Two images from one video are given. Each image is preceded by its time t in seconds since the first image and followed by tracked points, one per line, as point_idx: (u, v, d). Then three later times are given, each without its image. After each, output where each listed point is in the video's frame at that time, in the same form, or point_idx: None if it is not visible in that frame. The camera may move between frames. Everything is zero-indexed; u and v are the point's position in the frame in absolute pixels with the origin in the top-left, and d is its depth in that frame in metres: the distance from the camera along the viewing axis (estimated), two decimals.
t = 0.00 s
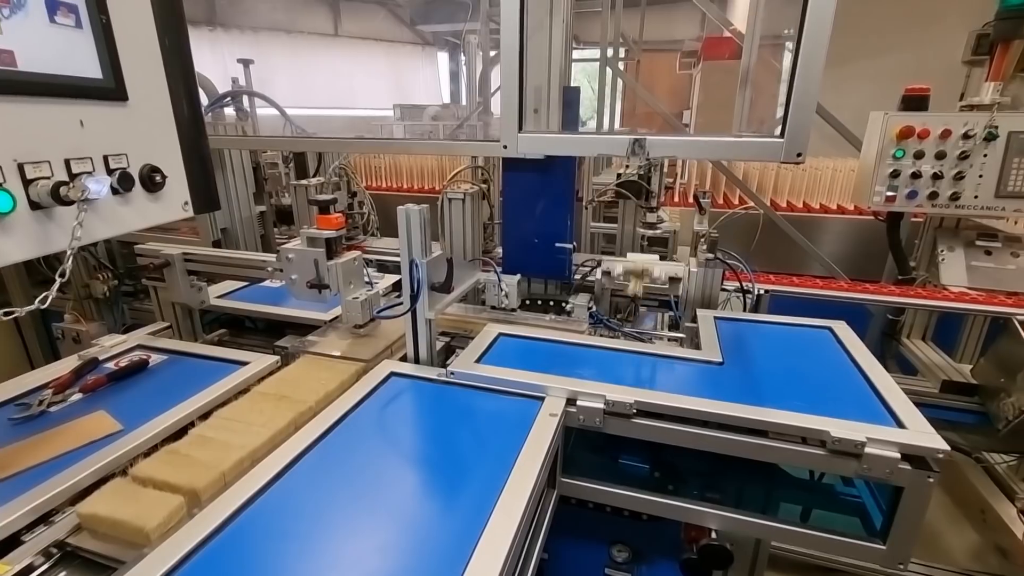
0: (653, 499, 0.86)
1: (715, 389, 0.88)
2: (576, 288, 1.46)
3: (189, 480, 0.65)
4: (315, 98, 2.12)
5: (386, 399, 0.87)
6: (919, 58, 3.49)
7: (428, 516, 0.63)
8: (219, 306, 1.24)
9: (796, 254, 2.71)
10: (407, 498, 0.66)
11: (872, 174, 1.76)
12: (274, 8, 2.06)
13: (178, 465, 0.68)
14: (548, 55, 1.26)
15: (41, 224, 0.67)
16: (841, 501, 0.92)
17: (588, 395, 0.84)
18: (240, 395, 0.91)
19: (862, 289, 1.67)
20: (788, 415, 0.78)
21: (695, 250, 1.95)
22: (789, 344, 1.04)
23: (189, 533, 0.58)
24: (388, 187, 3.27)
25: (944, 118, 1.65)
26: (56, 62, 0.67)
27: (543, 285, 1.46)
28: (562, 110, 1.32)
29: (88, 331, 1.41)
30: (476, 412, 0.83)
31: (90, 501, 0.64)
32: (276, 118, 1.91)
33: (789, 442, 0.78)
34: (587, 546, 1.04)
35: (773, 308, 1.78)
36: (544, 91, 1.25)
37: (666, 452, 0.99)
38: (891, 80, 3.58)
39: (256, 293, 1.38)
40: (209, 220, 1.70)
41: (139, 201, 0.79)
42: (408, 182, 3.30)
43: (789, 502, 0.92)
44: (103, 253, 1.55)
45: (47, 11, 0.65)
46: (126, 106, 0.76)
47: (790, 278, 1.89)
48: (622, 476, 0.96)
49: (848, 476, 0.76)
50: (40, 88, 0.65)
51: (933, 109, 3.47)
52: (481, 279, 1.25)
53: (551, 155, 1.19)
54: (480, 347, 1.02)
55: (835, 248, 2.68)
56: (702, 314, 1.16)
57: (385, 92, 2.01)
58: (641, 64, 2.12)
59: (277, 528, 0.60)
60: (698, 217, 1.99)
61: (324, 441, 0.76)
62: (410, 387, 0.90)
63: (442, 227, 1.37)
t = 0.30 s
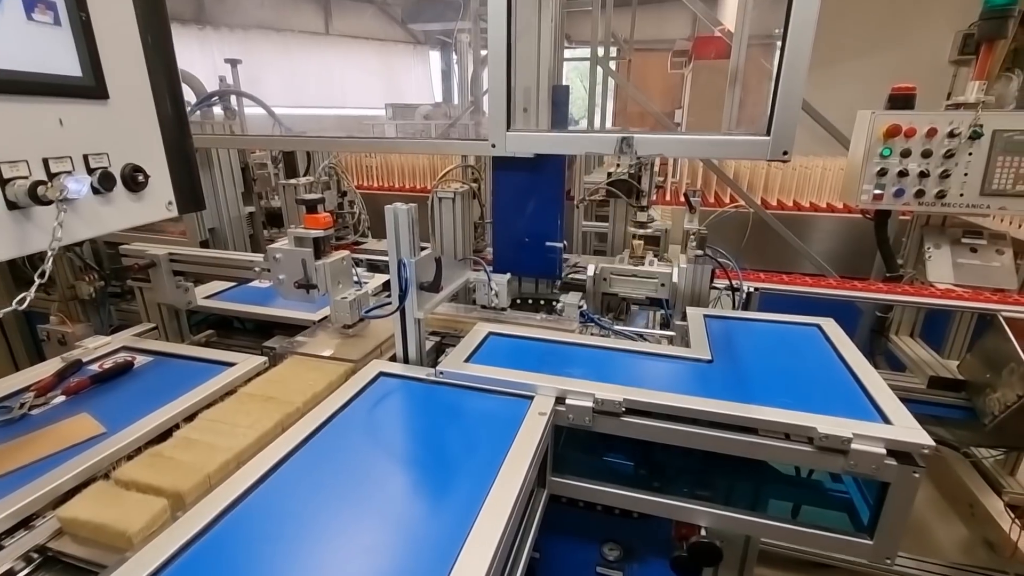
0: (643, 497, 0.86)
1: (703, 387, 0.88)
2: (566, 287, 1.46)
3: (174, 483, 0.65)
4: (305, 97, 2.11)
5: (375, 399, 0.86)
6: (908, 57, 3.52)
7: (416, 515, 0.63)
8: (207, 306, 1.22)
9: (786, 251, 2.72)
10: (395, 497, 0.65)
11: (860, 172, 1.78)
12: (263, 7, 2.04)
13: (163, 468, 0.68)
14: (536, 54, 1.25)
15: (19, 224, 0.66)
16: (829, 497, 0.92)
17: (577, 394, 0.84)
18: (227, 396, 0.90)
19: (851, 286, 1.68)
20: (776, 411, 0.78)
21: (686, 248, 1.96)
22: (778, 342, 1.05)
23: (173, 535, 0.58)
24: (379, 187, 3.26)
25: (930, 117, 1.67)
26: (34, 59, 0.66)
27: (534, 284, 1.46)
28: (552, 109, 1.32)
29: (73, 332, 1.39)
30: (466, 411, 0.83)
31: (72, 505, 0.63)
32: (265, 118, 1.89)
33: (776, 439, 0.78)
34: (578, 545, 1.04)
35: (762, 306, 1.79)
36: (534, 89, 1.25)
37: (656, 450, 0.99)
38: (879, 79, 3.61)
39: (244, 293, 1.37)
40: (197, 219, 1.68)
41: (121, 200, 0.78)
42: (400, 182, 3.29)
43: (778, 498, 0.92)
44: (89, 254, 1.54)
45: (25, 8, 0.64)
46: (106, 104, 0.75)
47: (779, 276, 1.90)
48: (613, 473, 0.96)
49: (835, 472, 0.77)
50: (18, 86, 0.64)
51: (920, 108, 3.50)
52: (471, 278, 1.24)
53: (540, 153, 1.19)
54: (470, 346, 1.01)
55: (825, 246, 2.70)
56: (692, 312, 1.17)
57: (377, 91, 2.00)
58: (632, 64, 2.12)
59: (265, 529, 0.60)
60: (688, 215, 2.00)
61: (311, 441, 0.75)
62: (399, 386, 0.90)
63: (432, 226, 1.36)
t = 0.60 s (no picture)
0: (638, 495, 0.86)
1: (699, 384, 0.88)
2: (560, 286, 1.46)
3: (163, 484, 0.64)
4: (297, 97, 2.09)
5: (369, 398, 0.86)
6: (900, 58, 3.54)
7: (411, 514, 0.62)
8: (198, 306, 1.21)
9: (780, 251, 2.73)
10: (390, 497, 0.65)
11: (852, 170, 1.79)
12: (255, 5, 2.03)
13: (152, 469, 0.67)
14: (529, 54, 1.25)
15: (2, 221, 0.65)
16: (824, 493, 0.93)
17: (572, 392, 0.83)
18: (218, 396, 0.89)
19: (844, 283, 1.69)
20: (771, 408, 0.78)
21: (680, 247, 1.96)
22: (772, 339, 1.05)
23: (163, 538, 0.57)
24: (372, 186, 3.25)
25: (922, 115, 1.68)
26: (18, 54, 0.64)
27: (528, 283, 1.47)
28: (546, 107, 1.31)
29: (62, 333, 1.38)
30: (461, 409, 0.82)
31: (58, 507, 0.62)
32: (257, 117, 1.87)
33: (772, 435, 0.78)
34: (573, 543, 1.04)
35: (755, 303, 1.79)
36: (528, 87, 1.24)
37: (651, 448, 0.99)
38: (871, 80, 3.64)
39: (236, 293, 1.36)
40: (188, 219, 1.67)
41: (108, 198, 0.77)
42: (393, 181, 3.28)
43: (773, 495, 0.92)
44: (78, 254, 1.52)
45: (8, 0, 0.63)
46: (93, 100, 0.74)
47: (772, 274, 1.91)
48: (609, 471, 0.96)
49: (830, 468, 0.77)
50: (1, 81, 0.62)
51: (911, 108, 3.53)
52: (465, 277, 1.24)
53: (533, 151, 1.18)
54: (464, 345, 1.01)
55: (817, 245, 2.72)
56: (686, 310, 1.17)
57: (371, 91, 2.00)
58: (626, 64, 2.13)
59: (257, 530, 0.59)
60: (682, 214, 2.00)
61: (305, 441, 0.74)
62: (394, 386, 0.89)
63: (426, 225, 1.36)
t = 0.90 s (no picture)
0: (631, 498, 0.87)
1: (691, 388, 0.89)
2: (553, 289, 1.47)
3: (159, 492, 0.64)
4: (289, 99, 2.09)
5: (364, 403, 0.86)
6: (889, 59, 3.58)
7: (407, 520, 0.62)
8: (191, 311, 1.21)
9: (771, 253, 2.76)
10: (385, 501, 0.65)
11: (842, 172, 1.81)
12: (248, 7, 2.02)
13: (147, 477, 0.67)
14: (522, 58, 1.25)
15: None
16: (814, 494, 0.94)
17: (566, 396, 0.84)
18: (213, 403, 0.89)
19: (834, 285, 1.71)
20: (762, 412, 0.79)
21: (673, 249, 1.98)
22: (763, 342, 1.06)
23: (158, 546, 0.57)
24: (366, 188, 3.25)
25: (910, 118, 1.70)
26: (11, 62, 0.64)
27: (522, 286, 1.48)
28: (539, 111, 1.32)
29: (55, 339, 1.37)
30: (455, 414, 0.83)
31: (53, 517, 0.62)
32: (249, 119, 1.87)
33: (762, 439, 0.79)
34: (568, 546, 1.05)
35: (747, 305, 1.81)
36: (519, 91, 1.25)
37: (644, 452, 1.00)
38: (861, 81, 3.67)
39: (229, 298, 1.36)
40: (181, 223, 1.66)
41: (102, 206, 0.77)
42: (387, 183, 3.28)
43: (764, 496, 0.93)
44: (71, 259, 1.52)
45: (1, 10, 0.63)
46: (86, 108, 0.74)
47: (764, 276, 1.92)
48: (602, 475, 0.97)
49: (819, 470, 0.78)
50: None
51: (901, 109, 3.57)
52: (458, 281, 1.24)
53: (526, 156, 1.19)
54: (458, 349, 1.01)
55: (809, 246, 2.74)
56: (678, 313, 1.18)
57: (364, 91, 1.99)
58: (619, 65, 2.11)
59: (253, 537, 0.59)
60: (674, 216, 2.01)
61: (300, 448, 0.75)
62: (388, 391, 0.90)
63: (420, 229, 1.36)
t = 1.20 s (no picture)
0: (614, 504, 0.89)
1: (673, 395, 0.90)
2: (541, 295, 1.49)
3: (145, 506, 0.64)
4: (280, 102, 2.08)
5: (350, 413, 0.87)
6: (874, 61, 3.69)
7: (393, 529, 0.64)
8: (179, 320, 1.21)
9: (760, 255, 2.78)
10: (371, 510, 0.66)
11: (825, 177, 1.83)
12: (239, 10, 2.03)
13: (134, 491, 0.67)
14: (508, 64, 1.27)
15: None
16: (794, 498, 0.96)
17: (549, 404, 0.85)
18: (200, 414, 0.89)
19: (818, 289, 1.74)
20: (741, 419, 0.81)
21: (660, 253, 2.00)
22: (745, 348, 1.08)
23: (143, 561, 0.57)
24: (357, 191, 3.25)
25: (891, 125, 1.73)
26: None
27: (510, 292, 1.49)
28: (525, 119, 1.33)
29: (42, 347, 1.37)
30: (441, 423, 0.84)
31: (40, 532, 0.62)
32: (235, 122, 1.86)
33: (742, 445, 0.81)
34: (555, 551, 1.06)
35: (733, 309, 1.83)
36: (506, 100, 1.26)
37: (628, 458, 1.02)
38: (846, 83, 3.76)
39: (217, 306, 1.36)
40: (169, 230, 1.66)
41: (87, 221, 0.78)
42: (378, 186, 3.28)
43: (745, 501, 0.95)
44: (59, 266, 1.51)
45: None
46: (70, 126, 0.75)
47: (750, 279, 1.95)
48: (587, 481, 0.99)
49: (797, 476, 0.80)
50: None
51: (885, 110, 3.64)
52: (445, 289, 1.25)
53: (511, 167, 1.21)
54: (445, 358, 1.03)
55: (796, 248, 2.78)
56: (663, 319, 1.20)
57: (356, 94, 2.01)
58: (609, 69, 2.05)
59: (240, 549, 0.60)
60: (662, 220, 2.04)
61: (287, 458, 0.76)
62: (375, 400, 0.91)
63: (408, 236, 1.37)
